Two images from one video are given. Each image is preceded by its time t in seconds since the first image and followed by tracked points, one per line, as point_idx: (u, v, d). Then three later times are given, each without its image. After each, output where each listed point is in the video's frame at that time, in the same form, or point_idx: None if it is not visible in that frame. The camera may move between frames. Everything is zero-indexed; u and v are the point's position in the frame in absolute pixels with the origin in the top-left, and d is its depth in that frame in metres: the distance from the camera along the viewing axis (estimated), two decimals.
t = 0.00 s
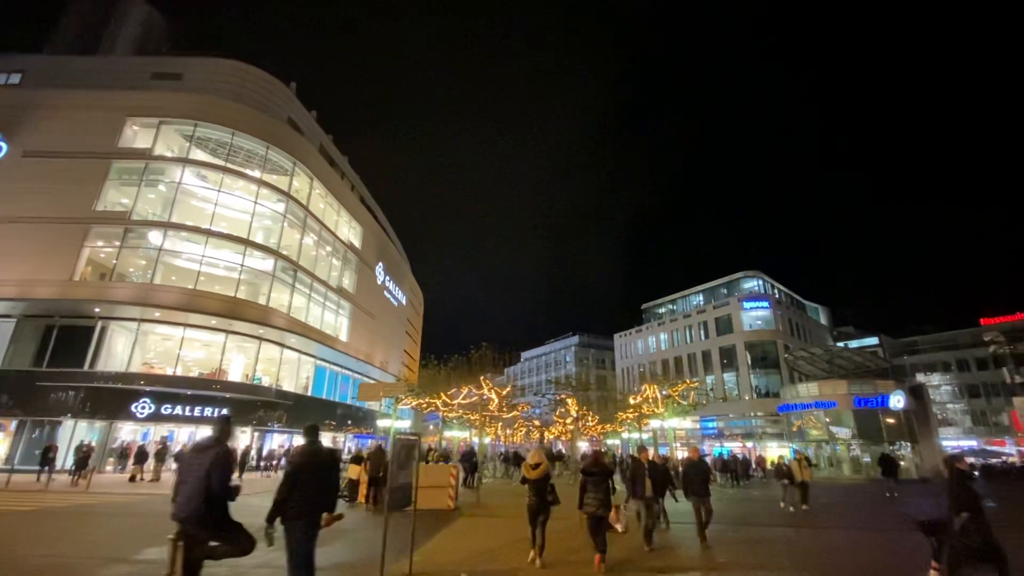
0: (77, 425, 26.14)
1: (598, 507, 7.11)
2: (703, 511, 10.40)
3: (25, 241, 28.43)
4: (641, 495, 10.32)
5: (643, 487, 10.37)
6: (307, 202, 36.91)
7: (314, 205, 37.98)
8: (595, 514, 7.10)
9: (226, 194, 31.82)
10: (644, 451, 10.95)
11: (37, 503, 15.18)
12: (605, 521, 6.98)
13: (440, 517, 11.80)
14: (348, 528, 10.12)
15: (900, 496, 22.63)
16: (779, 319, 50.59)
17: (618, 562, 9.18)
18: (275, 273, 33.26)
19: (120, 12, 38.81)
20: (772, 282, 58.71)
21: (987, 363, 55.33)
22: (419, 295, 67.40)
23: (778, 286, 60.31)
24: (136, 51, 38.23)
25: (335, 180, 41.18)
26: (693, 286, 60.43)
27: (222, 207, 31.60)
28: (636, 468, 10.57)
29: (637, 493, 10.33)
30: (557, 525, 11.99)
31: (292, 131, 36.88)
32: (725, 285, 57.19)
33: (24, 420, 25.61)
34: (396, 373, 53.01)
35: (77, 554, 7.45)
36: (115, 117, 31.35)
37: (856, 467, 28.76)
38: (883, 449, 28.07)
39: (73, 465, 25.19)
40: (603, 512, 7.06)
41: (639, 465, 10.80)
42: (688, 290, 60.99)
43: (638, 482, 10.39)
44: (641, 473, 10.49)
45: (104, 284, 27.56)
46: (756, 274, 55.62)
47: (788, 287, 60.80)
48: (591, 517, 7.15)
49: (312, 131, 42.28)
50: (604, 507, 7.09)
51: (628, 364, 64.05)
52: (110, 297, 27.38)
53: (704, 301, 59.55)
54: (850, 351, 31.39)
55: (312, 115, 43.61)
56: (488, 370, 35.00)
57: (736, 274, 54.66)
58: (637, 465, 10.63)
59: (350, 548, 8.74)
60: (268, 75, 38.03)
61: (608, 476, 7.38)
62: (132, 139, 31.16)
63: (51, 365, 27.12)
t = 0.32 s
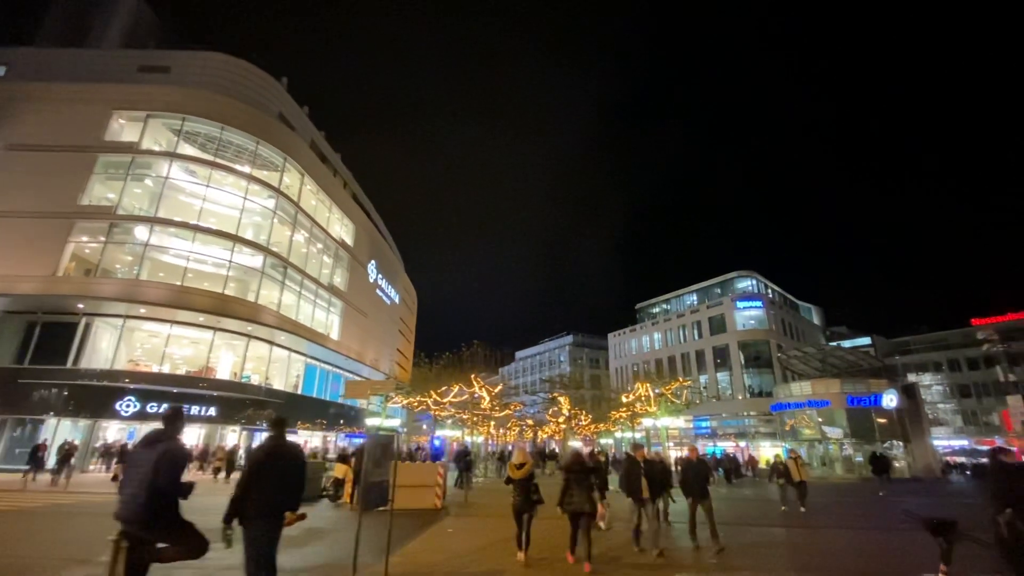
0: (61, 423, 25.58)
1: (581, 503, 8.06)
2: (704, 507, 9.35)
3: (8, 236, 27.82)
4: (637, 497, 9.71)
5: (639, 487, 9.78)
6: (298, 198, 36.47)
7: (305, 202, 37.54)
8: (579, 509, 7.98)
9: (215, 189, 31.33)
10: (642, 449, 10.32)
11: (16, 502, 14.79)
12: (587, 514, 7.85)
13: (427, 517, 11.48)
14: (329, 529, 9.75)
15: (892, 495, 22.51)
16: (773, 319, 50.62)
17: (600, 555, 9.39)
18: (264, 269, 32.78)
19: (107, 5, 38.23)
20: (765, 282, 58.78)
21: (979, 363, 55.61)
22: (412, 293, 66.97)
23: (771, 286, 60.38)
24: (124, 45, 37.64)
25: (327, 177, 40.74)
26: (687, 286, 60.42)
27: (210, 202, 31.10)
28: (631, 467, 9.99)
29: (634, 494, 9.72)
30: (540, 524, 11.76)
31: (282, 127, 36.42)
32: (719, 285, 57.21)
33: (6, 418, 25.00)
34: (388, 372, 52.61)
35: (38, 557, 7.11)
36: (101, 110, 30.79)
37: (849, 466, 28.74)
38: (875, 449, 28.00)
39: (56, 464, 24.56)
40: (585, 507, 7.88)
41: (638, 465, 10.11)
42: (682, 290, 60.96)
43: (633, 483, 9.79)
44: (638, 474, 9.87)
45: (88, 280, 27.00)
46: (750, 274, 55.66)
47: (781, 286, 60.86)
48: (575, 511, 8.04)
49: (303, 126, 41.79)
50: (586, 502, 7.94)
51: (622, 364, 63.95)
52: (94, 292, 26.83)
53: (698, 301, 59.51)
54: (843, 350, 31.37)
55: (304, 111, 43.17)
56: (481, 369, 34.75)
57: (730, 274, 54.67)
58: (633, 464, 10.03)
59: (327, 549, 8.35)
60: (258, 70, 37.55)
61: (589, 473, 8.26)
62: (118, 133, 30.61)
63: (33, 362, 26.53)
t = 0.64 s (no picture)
0: (43, 423, 25.07)
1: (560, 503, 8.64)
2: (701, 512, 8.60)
3: None
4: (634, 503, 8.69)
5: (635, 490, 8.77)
6: (288, 194, 36.00)
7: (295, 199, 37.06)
8: (558, 509, 8.60)
9: (202, 184, 30.81)
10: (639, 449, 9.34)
11: None
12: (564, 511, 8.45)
13: (412, 519, 11.13)
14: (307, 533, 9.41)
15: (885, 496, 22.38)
16: (766, 319, 50.58)
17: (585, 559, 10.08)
18: (253, 267, 32.27)
19: None
20: (759, 282, 58.76)
21: (970, 363, 55.81)
22: (405, 292, 66.56)
23: (765, 286, 60.42)
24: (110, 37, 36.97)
25: (318, 173, 40.25)
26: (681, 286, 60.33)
27: (198, 198, 30.58)
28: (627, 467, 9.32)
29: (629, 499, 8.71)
30: (526, 526, 11.46)
31: (273, 122, 35.92)
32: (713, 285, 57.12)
33: None
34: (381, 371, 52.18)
35: None
36: (86, 104, 30.16)
37: (842, 467, 28.64)
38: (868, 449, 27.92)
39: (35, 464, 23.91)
40: (562, 506, 8.62)
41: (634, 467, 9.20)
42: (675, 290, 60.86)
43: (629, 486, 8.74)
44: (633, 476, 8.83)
45: (72, 276, 26.38)
46: (743, 274, 55.60)
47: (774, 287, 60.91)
48: (554, 510, 8.65)
49: (294, 122, 41.31)
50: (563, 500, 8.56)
51: (616, 364, 63.79)
52: (77, 289, 26.21)
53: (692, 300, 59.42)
54: (837, 350, 31.29)
55: (295, 107, 42.68)
56: (474, 367, 34.47)
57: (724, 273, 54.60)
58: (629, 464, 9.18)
59: (302, 555, 7.98)
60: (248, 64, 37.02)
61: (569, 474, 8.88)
62: (103, 126, 30.02)
63: (13, 360, 25.89)
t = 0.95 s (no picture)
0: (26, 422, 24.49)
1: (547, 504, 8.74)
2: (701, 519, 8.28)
3: None
4: (633, 511, 7.66)
5: (633, 499, 7.74)
6: (279, 191, 35.57)
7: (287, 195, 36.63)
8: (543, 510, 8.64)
9: (191, 180, 30.34)
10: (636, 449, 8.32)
11: None
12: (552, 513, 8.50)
13: (397, 522, 10.79)
14: (285, 537, 9.08)
15: (879, 497, 22.26)
16: (761, 319, 50.53)
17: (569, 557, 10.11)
18: (243, 263, 31.80)
19: None
20: (754, 282, 58.75)
21: (964, 363, 56.01)
22: (399, 291, 66.09)
23: (759, 286, 60.39)
24: (98, 30, 36.39)
25: (310, 169, 39.83)
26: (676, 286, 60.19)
27: (186, 193, 30.10)
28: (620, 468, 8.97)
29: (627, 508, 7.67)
30: (512, 529, 11.12)
31: (264, 117, 35.47)
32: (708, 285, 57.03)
33: None
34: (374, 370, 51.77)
35: None
36: (72, 97, 29.59)
37: (836, 467, 28.53)
38: (863, 449, 27.77)
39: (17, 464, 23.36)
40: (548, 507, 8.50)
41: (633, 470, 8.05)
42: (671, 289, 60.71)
43: (627, 494, 7.78)
44: (631, 482, 7.84)
45: (56, 272, 25.80)
46: (738, 274, 55.53)
47: (769, 286, 60.88)
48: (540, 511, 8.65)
49: (286, 118, 40.84)
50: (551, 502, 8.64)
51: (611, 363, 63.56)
52: (61, 285, 25.58)
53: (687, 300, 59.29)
54: (832, 350, 31.19)
55: (287, 102, 42.23)
56: (466, 366, 34.17)
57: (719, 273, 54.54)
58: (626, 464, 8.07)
59: (276, 561, 7.60)
60: (239, 58, 36.54)
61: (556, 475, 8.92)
62: (90, 120, 29.48)
63: None
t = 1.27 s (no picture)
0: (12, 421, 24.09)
1: (540, 502, 8.66)
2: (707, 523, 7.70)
3: None
4: (634, 510, 7.38)
5: (636, 497, 7.44)
6: (273, 187, 35.18)
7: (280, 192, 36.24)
8: (538, 506, 8.57)
9: (183, 175, 29.91)
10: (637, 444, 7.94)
11: None
12: (546, 510, 8.48)
13: (388, 522, 10.48)
14: (271, 538, 8.79)
15: (876, 496, 22.14)
16: (758, 318, 50.41)
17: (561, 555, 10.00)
18: (235, 261, 31.40)
19: None
20: (751, 282, 58.66)
21: (960, 363, 56.04)
22: (395, 289, 65.71)
23: (756, 285, 60.29)
24: (89, 24, 35.89)
25: (305, 166, 39.45)
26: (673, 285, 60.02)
27: (178, 189, 29.67)
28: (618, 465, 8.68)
29: (629, 508, 7.39)
30: (504, 529, 10.86)
31: (258, 113, 35.05)
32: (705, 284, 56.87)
33: None
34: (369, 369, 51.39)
35: None
36: (62, 90, 29.12)
37: (833, 466, 28.39)
38: (860, 449, 27.60)
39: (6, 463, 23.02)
40: (544, 503, 8.58)
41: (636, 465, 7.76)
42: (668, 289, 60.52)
43: (629, 492, 7.47)
44: (633, 477, 7.55)
45: (44, 268, 25.36)
46: (735, 273, 55.37)
47: (766, 286, 60.82)
48: (533, 509, 8.55)
49: (280, 115, 40.45)
50: (545, 500, 8.59)
51: (608, 363, 63.35)
52: (50, 282, 25.16)
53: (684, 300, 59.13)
54: (829, 349, 31.03)
55: (281, 98, 41.80)
56: (462, 365, 33.86)
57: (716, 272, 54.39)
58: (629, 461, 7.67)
59: (256, 564, 7.25)
60: (232, 53, 36.10)
61: (550, 473, 8.88)
62: (80, 114, 29.02)
63: None
